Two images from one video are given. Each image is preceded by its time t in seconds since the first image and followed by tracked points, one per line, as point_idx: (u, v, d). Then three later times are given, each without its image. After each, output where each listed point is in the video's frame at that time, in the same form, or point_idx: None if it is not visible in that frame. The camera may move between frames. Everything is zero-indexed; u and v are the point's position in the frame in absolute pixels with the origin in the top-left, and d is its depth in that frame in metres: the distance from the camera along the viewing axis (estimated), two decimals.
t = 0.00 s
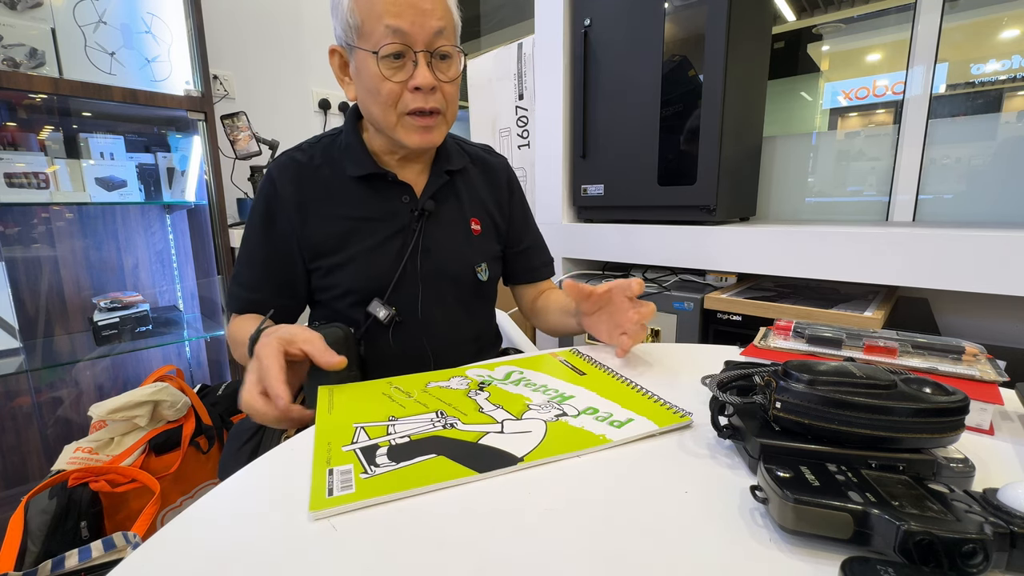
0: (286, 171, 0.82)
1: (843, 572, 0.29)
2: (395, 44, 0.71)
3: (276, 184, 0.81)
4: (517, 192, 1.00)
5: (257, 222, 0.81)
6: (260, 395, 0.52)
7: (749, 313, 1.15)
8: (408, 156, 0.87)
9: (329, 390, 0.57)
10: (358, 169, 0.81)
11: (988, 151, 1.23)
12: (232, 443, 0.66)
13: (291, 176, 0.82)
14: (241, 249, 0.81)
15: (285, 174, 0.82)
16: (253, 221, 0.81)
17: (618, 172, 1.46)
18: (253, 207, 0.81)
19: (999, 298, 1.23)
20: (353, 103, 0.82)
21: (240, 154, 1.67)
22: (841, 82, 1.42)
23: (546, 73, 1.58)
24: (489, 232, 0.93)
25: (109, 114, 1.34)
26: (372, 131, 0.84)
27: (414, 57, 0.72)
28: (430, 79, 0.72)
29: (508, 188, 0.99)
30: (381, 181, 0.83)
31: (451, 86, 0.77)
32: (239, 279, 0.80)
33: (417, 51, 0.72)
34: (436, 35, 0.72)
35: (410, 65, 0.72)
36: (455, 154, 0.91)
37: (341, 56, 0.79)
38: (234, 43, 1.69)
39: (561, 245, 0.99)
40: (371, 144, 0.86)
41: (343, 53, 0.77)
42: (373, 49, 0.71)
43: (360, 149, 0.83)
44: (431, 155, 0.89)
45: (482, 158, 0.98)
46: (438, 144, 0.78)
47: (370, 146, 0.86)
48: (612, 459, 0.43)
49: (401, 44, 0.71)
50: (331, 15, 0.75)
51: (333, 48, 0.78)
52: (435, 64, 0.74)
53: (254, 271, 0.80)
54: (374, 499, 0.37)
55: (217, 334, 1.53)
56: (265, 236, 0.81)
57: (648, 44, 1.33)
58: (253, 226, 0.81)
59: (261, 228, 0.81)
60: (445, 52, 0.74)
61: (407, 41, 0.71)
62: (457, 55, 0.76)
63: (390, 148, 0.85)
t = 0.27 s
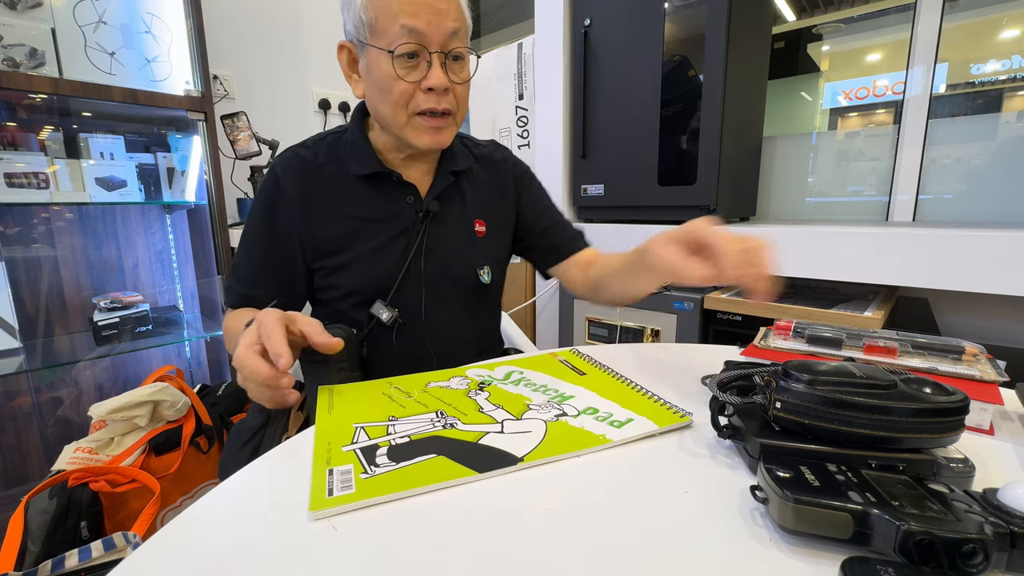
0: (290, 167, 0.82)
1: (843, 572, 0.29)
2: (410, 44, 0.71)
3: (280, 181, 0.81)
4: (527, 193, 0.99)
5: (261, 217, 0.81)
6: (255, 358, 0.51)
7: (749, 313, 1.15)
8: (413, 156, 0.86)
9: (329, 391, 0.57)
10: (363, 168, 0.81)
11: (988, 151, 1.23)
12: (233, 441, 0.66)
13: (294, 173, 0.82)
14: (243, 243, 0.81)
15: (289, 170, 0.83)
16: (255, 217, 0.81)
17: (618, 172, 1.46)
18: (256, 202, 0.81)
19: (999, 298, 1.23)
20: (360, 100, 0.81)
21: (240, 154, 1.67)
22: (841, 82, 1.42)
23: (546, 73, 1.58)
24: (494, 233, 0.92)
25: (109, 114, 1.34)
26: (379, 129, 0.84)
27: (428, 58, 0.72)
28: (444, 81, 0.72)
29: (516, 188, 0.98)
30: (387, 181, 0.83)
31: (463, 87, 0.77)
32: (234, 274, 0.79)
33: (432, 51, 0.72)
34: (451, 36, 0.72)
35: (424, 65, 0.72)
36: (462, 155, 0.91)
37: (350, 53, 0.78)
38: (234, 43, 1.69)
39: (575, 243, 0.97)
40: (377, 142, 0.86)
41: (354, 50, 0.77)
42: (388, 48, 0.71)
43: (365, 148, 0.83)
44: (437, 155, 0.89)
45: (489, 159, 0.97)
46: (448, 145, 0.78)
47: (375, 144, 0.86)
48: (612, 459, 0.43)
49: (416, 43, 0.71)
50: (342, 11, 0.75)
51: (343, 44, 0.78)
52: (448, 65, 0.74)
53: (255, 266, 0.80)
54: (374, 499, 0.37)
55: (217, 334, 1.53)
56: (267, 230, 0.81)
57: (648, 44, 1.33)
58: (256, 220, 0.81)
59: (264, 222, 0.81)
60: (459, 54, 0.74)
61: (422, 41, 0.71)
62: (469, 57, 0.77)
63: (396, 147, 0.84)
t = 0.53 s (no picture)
0: (296, 165, 0.83)
1: (843, 572, 0.29)
2: (413, 35, 0.71)
3: (286, 179, 0.82)
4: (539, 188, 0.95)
5: (266, 215, 0.81)
6: (282, 345, 0.55)
7: (749, 313, 1.15)
8: (420, 152, 0.86)
9: (329, 391, 0.57)
10: (367, 167, 0.81)
11: (988, 151, 1.23)
12: (235, 441, 0.66)
13: (300, 171, 0.83)
14: (249, 242, 0.81)
15: (295, 167, 0.83)
16: (260, 216, 0.81)
17: (618, 172, 1.46)
18: (262, 200, 0.82)
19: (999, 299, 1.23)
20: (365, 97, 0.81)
21: (240, 154, 1.67)
22: (841, 82, 1.42)
23: (546, 73, 1.58)
24: (502, 232, 0.90)
25: (109, 114, 1.34)
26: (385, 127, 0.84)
27: (432, 49, 0.72)
28: (448, 72, 0.72)
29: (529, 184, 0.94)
30: (389, 181, 0.83)
31: (468, 81, 0.77)
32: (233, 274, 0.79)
33: (436, 42, 0.72)
34: (455, 27, 0.72)
35: (427, 56, 0.72)
36: (470, 152, 0.89)
37: (355, 49, 0.79)
38: (234, 43, 1.69)
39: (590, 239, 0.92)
40: (383, 141, 0.86)
41: (358, 45, 0.77)
42: (391, 40, 0.71)
43: (370, 147, 0.83)
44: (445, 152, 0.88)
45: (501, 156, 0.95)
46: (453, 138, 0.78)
47: (381, 143, 0.86)
48: (612, 459, 0.43)
49: (420, 35, 0.71)
50: (346, 8, 0.76)
51: (347, 41, 0.78)
52: (453, 58, 0.74)
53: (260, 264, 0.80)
54: (375, 498, 0.37)
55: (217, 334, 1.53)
56: (272, 229, 0.81)
57: (648, 44, 1.33)
58: (262, 218, 0.81)
59: (269, 221, 0.81)
60: (464, 45, 0.74)
61: (426, 32, 0.71)
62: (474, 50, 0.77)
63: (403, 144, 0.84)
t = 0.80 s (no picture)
0: (291, 165, 0.83)
1: (843, 572, 0.29)
2: (388, 62, 0.68)
3: (280, 179, 0.82)
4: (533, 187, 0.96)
5: (262, 215, 0.82)
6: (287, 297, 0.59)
7: (749, 313, 1.15)
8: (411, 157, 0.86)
9: (329, 390, 0.57)
10: (362, 169, 0.81)
11: (988, 151, 1.23)
12: (232, 442, 0.65)
13: (295, 171, 0.83)
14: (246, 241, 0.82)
15: (289, 168, 0.83)
16: (257, 216, 0.82)
17: (618, 172, 1.46)
18: (258, 200, 0.82)
19: (999, 298, 1.23)
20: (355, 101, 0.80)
21: (240, 154, 1.67)
22: (841, 82, 1.42)
23: (546, 73, 1.58)
24: (497, 231, 0.91)
25: (109, 114, 1.34)
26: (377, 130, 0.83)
27: (408, 76, 0.70)
28: (422, 102, 0.70)
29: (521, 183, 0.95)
30: (385, 182, 0.83)
31: (450, 100, 0.74)
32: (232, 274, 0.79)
33: (411, 69, 0.69)
34: (432, 52, 0.67)
35: (403, 82, 0.70)
36: (465, 153, 0.89)
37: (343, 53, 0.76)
38: (234, 43, 1.69)
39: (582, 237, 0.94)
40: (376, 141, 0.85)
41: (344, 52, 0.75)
42: (367, 64, 0.69)
43: (364, 148, 0.82)
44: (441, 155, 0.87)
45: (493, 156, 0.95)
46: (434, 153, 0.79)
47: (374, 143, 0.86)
48: (612, 459, 0.43)
49: (394, 62, 0.68)
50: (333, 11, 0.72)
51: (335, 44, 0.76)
52: (431, 81, 0.71)
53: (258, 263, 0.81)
54: (375, 499, 0.37)
55: (217, 334, 1.53)
56: (267, 229, 0.82)
57: (648, 44, 1.33)
58: (258, 218, 0.82)
59: (264, 220, 0.81)
60: (444, 67, 0.70)
61: (400, 59, 0.67)
62: (458, 67, 0.72)
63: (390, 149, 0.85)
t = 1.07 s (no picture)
0: (292, 168, 0.82)
1: (843, 572, 0.29)
2: (391, 81, 0.69)
3: (283, 181, 0.81)
4: (521, 194, 0.98)
5: (264, 217, 0.80)
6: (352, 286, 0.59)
7: (749, 313, 1.15)
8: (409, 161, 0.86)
9: (329, 391, 0.57)
10: (361, 170, 0.81)
11: (988, 151, 1.23)
12: (234, 441, 0.66)
13: (296, 173, 0.82)
14: (247, 242, 0.81)
15: (291, 169, 0.82)
16: (259, 217, 0.81)
17: (618, 172, 1.46)
18: (259, 202, 0.81)
19: (998, 298, 1.24)
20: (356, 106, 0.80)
21: (240, 154, 1.67)
22: (841, 82, 1.41)
23: (546, 73, 1.58)
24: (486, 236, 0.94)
25: (109, 114, 1.34)
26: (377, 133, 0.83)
27: (409, 96, 0.70)
28: (422, 121, 0.71)
29: (511, 190, 0.97)
30: (384, 183, 0.83)
31: (448, 119, 0.75)
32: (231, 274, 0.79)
33: (413, 90, 0.70)
34: (434, 75, 0.69)
35: (404, 100, 0.71)
36: (462, 157, 0.90)
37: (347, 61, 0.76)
38: (234, 43, 1.69)
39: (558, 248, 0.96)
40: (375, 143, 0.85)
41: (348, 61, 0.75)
42: (370, 81, 0.70)
43: (363, 150, 0.82)
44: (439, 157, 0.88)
45: (487, 161, 0.97)
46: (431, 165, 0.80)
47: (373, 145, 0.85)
48: (612, 459, 0.43)
49: (397, 83, 0.69)
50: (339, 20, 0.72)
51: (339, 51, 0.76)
52: (432, 102, 0.72)
53: (260, 264, 0.80)
54: (375, 499, 0.37)
55: (217, 334, 1.53)
56: (270, 230, 0.80)
57: (648, 44, 1.33)
58: (259, 220, 0.81)
59: (267, 221, 0.80)
60: (444, 89, 0.71)
61: (403, 80, 0.68)
62: (457, 89, 0.73)
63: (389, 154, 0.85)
